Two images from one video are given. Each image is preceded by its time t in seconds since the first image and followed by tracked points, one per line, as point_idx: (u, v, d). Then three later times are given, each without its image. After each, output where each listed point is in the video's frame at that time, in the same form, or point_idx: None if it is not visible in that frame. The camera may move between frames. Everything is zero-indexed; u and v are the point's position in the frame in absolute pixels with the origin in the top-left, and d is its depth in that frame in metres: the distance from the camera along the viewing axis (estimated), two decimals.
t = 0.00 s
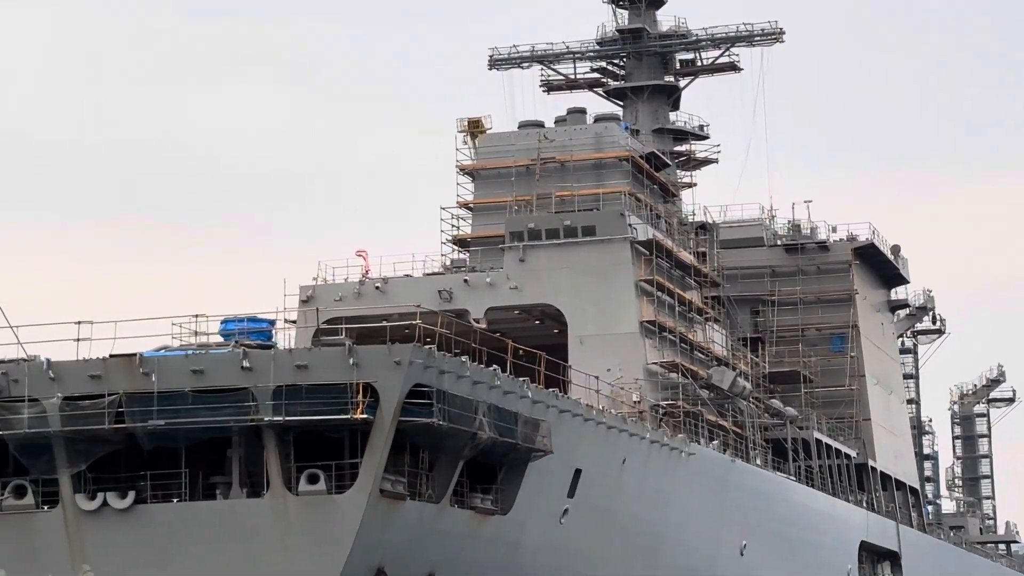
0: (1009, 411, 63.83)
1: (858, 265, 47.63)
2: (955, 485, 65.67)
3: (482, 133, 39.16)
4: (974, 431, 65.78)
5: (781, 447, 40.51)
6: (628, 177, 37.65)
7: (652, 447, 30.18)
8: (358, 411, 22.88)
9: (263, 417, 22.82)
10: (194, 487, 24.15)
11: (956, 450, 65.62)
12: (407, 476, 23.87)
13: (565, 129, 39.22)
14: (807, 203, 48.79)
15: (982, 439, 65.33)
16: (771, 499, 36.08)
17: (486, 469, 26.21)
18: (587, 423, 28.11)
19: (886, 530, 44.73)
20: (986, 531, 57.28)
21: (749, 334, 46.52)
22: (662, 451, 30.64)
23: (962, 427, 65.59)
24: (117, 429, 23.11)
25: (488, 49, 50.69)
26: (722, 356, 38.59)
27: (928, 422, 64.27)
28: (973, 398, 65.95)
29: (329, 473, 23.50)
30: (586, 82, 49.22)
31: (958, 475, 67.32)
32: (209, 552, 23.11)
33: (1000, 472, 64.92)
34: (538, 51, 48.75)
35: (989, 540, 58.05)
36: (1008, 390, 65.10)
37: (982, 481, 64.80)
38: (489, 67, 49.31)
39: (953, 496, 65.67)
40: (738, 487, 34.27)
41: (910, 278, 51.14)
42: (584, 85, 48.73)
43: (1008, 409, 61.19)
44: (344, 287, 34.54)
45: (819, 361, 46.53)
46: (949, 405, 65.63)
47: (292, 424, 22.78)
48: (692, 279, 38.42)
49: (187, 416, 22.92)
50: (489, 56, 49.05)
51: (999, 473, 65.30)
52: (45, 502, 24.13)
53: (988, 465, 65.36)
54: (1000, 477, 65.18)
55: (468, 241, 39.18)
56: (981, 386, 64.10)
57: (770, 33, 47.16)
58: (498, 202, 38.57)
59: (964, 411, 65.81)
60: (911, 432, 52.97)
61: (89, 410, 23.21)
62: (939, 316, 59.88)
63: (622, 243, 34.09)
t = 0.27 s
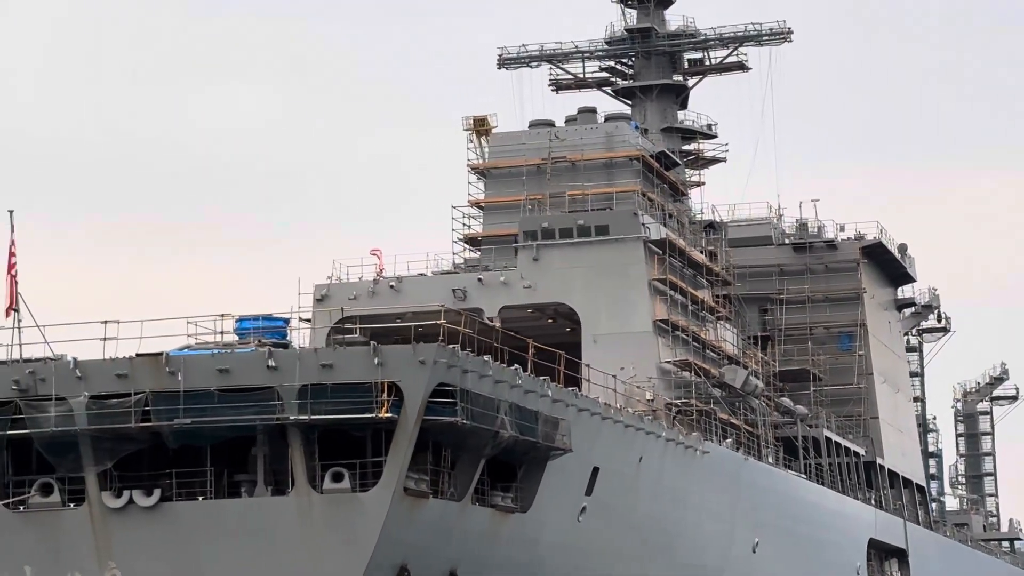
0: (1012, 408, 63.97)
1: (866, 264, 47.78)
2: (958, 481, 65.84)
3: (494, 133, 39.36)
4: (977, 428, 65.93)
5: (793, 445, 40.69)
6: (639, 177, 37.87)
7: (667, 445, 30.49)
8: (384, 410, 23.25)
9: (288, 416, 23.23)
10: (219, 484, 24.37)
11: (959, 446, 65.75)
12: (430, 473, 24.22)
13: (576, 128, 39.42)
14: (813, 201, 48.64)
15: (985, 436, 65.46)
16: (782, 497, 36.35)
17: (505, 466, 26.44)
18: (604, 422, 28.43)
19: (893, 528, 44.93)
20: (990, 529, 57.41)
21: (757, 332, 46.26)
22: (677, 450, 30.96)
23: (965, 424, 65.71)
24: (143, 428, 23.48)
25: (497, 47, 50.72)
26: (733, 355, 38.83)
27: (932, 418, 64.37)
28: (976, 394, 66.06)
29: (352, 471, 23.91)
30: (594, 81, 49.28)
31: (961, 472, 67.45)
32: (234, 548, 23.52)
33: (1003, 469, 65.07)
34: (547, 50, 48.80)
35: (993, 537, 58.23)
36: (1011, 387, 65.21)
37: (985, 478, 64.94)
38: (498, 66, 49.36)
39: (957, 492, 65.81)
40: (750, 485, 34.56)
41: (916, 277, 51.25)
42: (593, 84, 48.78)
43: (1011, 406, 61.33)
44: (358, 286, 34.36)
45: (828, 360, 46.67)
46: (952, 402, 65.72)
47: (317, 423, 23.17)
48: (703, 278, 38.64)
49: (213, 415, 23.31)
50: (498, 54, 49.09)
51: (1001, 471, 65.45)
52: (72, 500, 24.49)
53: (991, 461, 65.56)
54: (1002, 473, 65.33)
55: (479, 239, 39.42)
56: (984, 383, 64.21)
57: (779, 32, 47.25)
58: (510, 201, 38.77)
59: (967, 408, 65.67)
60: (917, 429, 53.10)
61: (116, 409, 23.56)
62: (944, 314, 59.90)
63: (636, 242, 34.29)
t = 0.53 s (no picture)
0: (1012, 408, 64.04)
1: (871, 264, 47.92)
2: (959, 480, 65.92)
3: (503, 133, 39.59)
4: (978, 427, 66.02)
5: (801, 444, 40.84)
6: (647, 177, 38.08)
7: (679, 445, 30.71)
8: (405, 409, 23.64)
9: (310, 416, 23.61)
10: (241, 483, 24.73)
11: (960, 445, 65.83)
12: (449, 472, 24.56)
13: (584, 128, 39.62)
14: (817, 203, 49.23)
15: (986, 435, 65.52)
16: (792, 496, 36.50)
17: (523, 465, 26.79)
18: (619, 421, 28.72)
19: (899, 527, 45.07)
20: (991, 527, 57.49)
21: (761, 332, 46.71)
22: (689, 448, 31.16)
23: (966, 423, 65.78)
24: (167, 427, 23.83)
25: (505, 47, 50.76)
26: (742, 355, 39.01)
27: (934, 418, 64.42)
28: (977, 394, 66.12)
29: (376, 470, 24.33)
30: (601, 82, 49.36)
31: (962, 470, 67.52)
32: (256, 546, 23.95)
33: (1004, 468, 65.15)
34: (554, 50, 48.86)
35: (994, 535, 58.33)
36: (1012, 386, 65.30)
37: (985, 476, 65.02)
38: (505, 66, 49.43)
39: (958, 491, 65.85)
40: (761, 484, 34.72)
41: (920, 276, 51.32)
42: (599, 85, 48.89)
43: (1011, 405, 61.41)
44: (369, 286, 34.33)
45: (834, 359, 46.81)
46: (952, 402, 65.79)
47: (339, 422, 23.54)
48: (712, 277, 38.81)
49: (235, 415, 23.74)
50: (505, 55, 49.15)
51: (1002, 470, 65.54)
52: (95, 498, 24.97)
53: (992, 460, 65.64)
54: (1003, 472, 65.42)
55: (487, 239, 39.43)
56: (984, 382, 64.29)
57: (784, 34, 47.41)
58: (519, 201, 38.96)
59: (969, 408, 65.82)
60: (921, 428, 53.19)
61: (138, 408, 24.04)
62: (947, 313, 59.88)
63: (646, 242, 34.44)
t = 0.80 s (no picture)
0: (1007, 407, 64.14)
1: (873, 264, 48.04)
2: (956, 478, 66.04)
3: (508, 134, 39.74)
4: (975, 426, 66.09)
5: (806, 443, 40.85)
6: (651, 176, 38.20)
7: (689, 444, 30.83)
8: (423, 408, 23.80)
9: (329, 415, 23.82)
10: (258, 482, 24.96)
11: (957, 444, 65.95)
12: (465, 471, 24.73)
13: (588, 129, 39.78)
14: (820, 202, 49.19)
15: (983, 434, 65.61)
16: (798, 494, 36.61)
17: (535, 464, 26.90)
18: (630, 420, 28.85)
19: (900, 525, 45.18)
20: (987, 526, 57.62)
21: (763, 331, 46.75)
22: (698, 449, 31.27)
23: (963, 421, 65.85)
24: (185, 426, 23.98)
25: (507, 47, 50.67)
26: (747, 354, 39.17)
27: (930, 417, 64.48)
28: (974, 392, 66.16)
29: (393, 469, 24.50)
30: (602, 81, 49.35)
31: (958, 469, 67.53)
32: (274, 544, 24.11)
33: (1001, 467, 65.25)
34: (556, 50, 48.86)
35: (991, 534, 58.45)
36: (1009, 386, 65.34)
37: (982, 475, 65.16)
38: (507, 66, 49.42)
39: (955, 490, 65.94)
40: (768, 483, 34.84)
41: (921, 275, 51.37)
42: (601, 85, 48.94)
43: (1007, 403, 61.48)
44: (377, 286, 34.79)
45: (836, 358, 46.91)
46: (949, 401, 65.83)
47: (357, 421, 23.74)
48: (718, 277, 38.92)
49: (254, 413, 23.91)
50: (507, 55, 49.13)
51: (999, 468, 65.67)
52: (113, 498, 25.10)
53: (989, 459, 65.77)
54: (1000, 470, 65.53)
55: (492, 238, 39.59)
56: (982, 381, 64.37)
57: (786, 34, 47.50)
58: (522, 200, 39.04)
59: (966, 406, 65.94)
60: (920, 426, 53.29)
61: (157, 407, 24.13)
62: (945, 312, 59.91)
63: (653, 242, 34.50)
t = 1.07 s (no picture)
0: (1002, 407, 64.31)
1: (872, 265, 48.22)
2: (950, 478, 66.22)
3: (511, 137, 39.91)
4: (969, 426, 66.25)
5: (807, 443, 40.95)
6: (653, 179, 38.36)
7: (695, 445, 31.00)
8: (438, 410, 23.93)
9: (344, 417, 23.97)
10: (274, 484, 25.16)
11: (952, 445, 66.11)
12: (478, 472, 24.81)
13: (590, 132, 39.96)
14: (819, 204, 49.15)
15: (978, 434, 65.75)
16: (800, 494, 36.77)
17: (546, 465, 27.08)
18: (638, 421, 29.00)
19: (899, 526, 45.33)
20: (982, 526, 57.78)
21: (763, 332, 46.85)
22: (704, 450, 31.43)
23: (959, 422, 66.00)
24: (201, 427, 24.16)
25: (507, 50, 50.70)
26: (749, 355, 39.37)
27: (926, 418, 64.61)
28: (969, 393, 66.30)
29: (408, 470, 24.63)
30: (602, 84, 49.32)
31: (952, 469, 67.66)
32: (289, 544, 24.27)
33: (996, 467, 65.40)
34: (557, 53, 48.93)
35: (986, 534, 58.62)
36: (1004, 387, 65.51)
37: (977, 475, 65.34)
38: (507, 68, 49.46)
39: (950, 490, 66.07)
40: (771, 483, 35.01)
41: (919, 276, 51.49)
42: (601, 87, 49.02)
43: (1002, 404, 61.64)
44: (383, 287, 35.00)
45: (836, 359, 47.03)
46: (945, 401, 65.97)
47: (372, 423, 23.90)
48: (720, 279, 39.06)
49: (270, 414, 24.14)
50: (508, 57, 49.18)
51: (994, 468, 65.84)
52: (129, 498, 25.32)
53: (983, 459, 65.94)
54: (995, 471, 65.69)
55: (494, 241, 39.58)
56: (977, 381, 64.52)
57: (785, 37, 47.64)
58: (525, 202, 39.16)
59: (961, 407, 66.10)
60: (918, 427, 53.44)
61: (174, 408, 24.37)
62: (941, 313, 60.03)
63: (658, 244, 34.53)
